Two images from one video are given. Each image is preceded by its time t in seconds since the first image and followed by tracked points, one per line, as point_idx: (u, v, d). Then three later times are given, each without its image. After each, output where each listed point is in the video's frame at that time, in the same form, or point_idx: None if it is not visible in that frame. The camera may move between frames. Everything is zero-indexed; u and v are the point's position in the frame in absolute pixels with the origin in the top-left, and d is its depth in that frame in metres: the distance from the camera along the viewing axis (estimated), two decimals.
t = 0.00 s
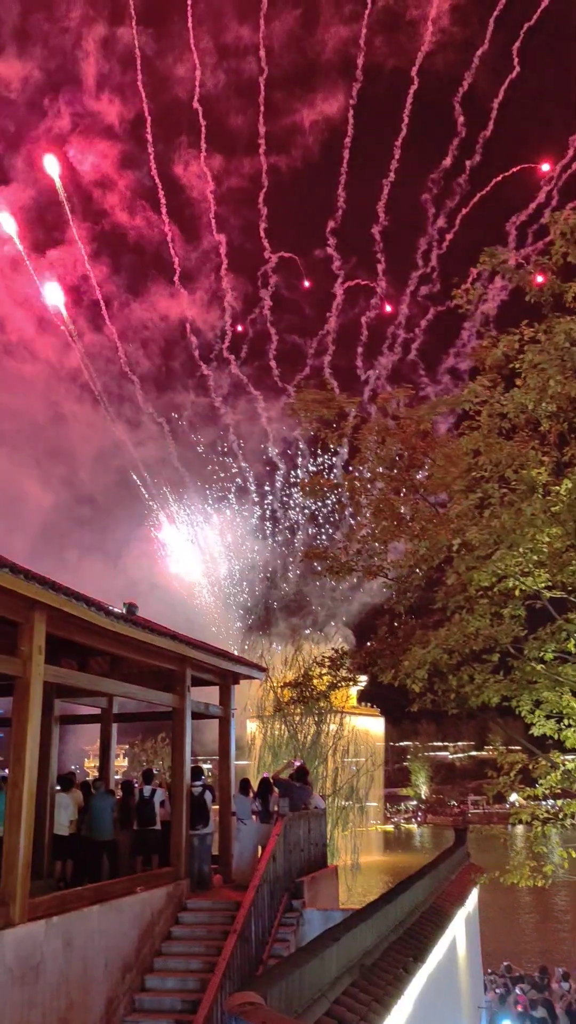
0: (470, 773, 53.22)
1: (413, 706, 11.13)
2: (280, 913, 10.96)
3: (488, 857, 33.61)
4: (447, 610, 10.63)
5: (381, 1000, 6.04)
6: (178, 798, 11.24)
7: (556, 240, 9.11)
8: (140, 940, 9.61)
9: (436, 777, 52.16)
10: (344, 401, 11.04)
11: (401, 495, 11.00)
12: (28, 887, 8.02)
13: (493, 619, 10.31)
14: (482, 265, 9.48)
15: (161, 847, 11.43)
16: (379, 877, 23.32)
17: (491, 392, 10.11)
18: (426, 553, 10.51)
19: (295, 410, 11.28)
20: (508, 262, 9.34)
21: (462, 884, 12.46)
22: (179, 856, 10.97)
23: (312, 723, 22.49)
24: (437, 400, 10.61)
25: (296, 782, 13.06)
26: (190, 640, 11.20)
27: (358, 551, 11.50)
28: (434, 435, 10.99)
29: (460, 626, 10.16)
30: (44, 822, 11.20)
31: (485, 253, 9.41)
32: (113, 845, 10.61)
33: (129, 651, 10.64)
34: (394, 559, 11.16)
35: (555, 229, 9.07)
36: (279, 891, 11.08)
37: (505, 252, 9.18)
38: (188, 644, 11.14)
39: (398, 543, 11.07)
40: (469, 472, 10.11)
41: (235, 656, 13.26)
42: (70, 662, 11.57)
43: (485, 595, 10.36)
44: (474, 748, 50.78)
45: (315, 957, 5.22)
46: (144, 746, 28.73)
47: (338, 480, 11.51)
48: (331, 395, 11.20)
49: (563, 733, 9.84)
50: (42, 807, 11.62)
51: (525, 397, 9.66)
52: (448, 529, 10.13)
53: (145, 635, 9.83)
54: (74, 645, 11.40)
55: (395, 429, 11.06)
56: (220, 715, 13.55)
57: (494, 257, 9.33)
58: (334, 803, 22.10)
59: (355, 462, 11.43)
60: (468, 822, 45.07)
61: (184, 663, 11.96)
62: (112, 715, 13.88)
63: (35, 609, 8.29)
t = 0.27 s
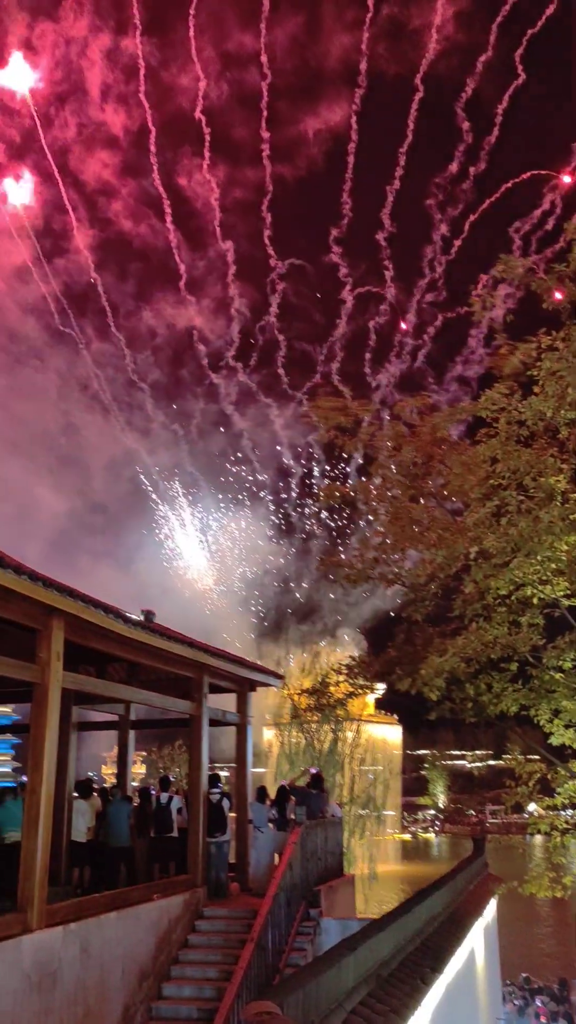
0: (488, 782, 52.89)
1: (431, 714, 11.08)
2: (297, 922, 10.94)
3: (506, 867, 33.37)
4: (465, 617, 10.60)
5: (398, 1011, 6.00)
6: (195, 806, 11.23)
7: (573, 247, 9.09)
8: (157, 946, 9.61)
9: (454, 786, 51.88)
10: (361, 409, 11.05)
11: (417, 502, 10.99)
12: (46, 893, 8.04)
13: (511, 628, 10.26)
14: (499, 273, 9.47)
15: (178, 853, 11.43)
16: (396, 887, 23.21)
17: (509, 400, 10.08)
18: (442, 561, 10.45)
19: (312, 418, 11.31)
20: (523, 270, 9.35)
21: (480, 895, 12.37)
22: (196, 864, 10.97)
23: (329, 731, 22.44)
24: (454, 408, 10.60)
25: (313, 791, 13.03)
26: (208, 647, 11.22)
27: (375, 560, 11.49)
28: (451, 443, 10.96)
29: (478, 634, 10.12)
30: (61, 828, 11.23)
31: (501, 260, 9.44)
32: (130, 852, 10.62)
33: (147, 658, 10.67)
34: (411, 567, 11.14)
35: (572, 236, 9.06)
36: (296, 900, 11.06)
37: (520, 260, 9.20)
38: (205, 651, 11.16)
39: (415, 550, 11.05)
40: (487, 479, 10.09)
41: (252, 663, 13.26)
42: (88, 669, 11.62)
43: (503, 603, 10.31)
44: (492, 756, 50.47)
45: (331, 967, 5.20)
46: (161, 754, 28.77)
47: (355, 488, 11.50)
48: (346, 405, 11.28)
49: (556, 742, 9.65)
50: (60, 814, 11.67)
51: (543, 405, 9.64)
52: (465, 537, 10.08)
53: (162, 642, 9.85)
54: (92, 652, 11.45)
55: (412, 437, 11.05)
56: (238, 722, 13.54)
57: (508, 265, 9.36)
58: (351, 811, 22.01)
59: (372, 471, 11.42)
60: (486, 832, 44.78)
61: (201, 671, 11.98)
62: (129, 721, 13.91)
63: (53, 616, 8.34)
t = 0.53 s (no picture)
0: (521, 797, 52.25)
1: (462, 728, 10.99)
2: (328, 937, 10.87)
3: (540, 884, 32.91)
4: (498, 630, 10.51)
5: None
6: (226, 817, 11.22)
7: None
8: (188, 959, 9.60)
9: (487, 801, 51.33)
10: (392, 421, 11.04)
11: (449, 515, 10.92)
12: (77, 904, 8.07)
13: (544, 641, 10.16)
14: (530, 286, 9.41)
15: (208, 865, 11.43)
16: (428, 902, 22.99)
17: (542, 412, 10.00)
18: (476, 572, 10.43)
19: (343, 430, 11.31)
20: (557, 282, 9.19)
21: (513, 912, 12.20)
22: (227, 876, 10.95)
23: (360, 744, 22.33)
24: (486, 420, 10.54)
25: (344, 804, 12.96)
26: (239, 659, 11.23)
27: (406, 572, 11.43)
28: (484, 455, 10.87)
29: (511, 647, 10.02)
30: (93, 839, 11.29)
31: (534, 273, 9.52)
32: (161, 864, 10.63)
33: (178, 670, 10.70)
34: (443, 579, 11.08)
35: None
36: (326, 914, 11.00)
37: (554, 271, 9.03)
38: (236, 663, 11.16)
39: (447, 562, 10.99)
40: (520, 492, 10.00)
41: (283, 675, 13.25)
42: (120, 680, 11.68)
43: (537, 616, 10.22)
44: (526, 771, 49.88)
45: (362, 983, 5.15)
46: (192, 765, 28.81)
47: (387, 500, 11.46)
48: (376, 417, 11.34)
49: None
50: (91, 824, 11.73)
51: None
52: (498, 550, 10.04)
53: (194, 654, 9.87)
54: (123, 664, 11.51)
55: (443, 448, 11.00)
56: (268, 735, 13.52)
57: (542, 276, 9.19)
58: (382, 825, 21.88)
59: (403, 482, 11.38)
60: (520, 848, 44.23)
61: (232, 682, 11.98)
62: (160, 733, 13.95)
63: (85, 626, 8.39)
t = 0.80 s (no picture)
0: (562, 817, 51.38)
1: (501, 746, 10.87)
2: (364, 956, 10.77)
3: None
4: (537, 647, 10.40)
5: None
6: (262, 834, 11.18)
7: None
8: (224, 975, 9.57)
9: (526, 820, 50.56)
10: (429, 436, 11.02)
11: (487, 530, 10.86)
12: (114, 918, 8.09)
13: None
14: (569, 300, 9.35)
15: (244, 881, 11.39)
16: (467, 922, 22.67)
17: None
18: (515, 587, 10.37)
19: (379, 445, 11.32)
20: None
21: (555, 934, 11.98)
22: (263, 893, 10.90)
23: (397, 761, 22.16)
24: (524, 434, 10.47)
25: (381, 821, 12.85)
26: (276, 674, 11.22)
27: (444, 586, 11.37)
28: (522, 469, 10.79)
29: (551, 664, 9.90)
30: (130, 853, 11.32)
31: (570, 298, 10.01)
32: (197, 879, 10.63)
33: (215, 684, 10.73)
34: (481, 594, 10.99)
35: None
36: (363, 933, 10.90)
37: None
38: (273, 678, 11.16)
39: (485, 578, 10.91)
40: (560, 507, 9.91)
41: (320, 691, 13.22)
42: (157, 694, 11.74)
43: None
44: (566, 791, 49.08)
45: (399, 1003, 5.09)
46: (229, 780, 28.79)
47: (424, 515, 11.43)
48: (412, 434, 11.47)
49: None
50: (128, 838, 11.76)
51: None
52: (537, 565, 9.99)
53: (231, 669, 9.90)
54: (161, 678, 11.57)
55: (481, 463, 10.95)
56: (304, 750, 13.48)
57: None
58: (420, 844, 21.34)
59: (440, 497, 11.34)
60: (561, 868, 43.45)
61: (269, 697, 11.98)
62: (197, 747, 13.97)
63: (123, 640, 8.45)
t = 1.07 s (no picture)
0: None
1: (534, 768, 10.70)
2: (395, 980, 10.64)
3: None
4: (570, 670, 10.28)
5: None
6: (292, 855, 11.10)
7: None
8: (252, 997, 9.50)
9: (560, 844, 49.74)
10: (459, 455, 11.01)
11: (518, 549, 10.79)
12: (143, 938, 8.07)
13: None
14: None
15: (273, 903, 11.31)
16: (499, 948, 22.31)
17: None
18: (548, 607, 10.31)
19: (409, 464, 11.32)
20: None
21: None
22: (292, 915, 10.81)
23: (428, 782, 21.94)
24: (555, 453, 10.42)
25: (412, 844, 12.72)
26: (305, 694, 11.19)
27: (475, 606, 11.34)
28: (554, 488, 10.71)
29: None
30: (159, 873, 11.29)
31: None
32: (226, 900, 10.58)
33: (244, 703, 10.72)
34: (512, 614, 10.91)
35: None
36: (393, 957, 10.78)
37: None
38: (302, 698, 11.13)
39: (516, 598, 10.83)
40: None
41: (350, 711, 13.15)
42: (187, 713, 11.75)
43: None
44: None
45: None
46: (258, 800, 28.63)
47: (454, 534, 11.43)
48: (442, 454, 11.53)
49: None
50: (158, 857, 11.74)
51: None
52: (571, 584, 9.92)
53: (260, 688, 9.89)
54: (191, 697, 11.57)
55: (511, 483, 10.91)
56: (334, 771, 13.39)
57: None
58: (451, 869, 20.96)
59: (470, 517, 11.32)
60: None
61: (298, 717, 11.94)
62: (226, 767, 13.94)
63: (153, 659, 8.48)
